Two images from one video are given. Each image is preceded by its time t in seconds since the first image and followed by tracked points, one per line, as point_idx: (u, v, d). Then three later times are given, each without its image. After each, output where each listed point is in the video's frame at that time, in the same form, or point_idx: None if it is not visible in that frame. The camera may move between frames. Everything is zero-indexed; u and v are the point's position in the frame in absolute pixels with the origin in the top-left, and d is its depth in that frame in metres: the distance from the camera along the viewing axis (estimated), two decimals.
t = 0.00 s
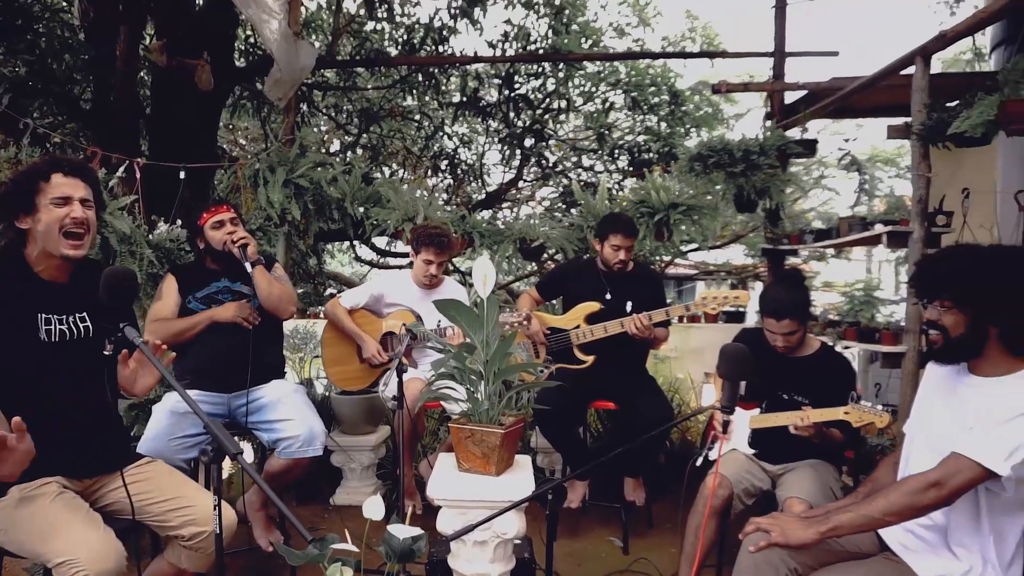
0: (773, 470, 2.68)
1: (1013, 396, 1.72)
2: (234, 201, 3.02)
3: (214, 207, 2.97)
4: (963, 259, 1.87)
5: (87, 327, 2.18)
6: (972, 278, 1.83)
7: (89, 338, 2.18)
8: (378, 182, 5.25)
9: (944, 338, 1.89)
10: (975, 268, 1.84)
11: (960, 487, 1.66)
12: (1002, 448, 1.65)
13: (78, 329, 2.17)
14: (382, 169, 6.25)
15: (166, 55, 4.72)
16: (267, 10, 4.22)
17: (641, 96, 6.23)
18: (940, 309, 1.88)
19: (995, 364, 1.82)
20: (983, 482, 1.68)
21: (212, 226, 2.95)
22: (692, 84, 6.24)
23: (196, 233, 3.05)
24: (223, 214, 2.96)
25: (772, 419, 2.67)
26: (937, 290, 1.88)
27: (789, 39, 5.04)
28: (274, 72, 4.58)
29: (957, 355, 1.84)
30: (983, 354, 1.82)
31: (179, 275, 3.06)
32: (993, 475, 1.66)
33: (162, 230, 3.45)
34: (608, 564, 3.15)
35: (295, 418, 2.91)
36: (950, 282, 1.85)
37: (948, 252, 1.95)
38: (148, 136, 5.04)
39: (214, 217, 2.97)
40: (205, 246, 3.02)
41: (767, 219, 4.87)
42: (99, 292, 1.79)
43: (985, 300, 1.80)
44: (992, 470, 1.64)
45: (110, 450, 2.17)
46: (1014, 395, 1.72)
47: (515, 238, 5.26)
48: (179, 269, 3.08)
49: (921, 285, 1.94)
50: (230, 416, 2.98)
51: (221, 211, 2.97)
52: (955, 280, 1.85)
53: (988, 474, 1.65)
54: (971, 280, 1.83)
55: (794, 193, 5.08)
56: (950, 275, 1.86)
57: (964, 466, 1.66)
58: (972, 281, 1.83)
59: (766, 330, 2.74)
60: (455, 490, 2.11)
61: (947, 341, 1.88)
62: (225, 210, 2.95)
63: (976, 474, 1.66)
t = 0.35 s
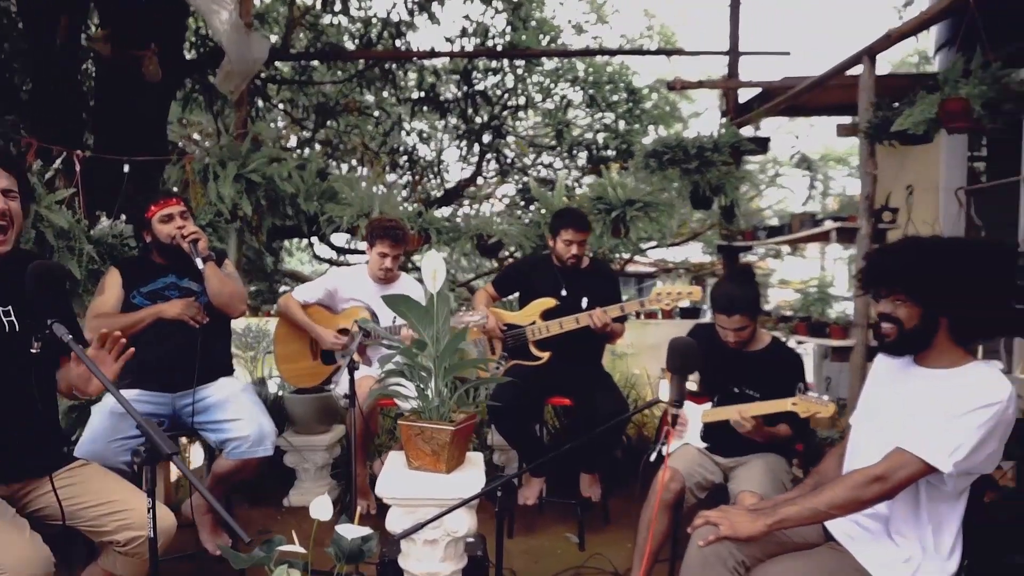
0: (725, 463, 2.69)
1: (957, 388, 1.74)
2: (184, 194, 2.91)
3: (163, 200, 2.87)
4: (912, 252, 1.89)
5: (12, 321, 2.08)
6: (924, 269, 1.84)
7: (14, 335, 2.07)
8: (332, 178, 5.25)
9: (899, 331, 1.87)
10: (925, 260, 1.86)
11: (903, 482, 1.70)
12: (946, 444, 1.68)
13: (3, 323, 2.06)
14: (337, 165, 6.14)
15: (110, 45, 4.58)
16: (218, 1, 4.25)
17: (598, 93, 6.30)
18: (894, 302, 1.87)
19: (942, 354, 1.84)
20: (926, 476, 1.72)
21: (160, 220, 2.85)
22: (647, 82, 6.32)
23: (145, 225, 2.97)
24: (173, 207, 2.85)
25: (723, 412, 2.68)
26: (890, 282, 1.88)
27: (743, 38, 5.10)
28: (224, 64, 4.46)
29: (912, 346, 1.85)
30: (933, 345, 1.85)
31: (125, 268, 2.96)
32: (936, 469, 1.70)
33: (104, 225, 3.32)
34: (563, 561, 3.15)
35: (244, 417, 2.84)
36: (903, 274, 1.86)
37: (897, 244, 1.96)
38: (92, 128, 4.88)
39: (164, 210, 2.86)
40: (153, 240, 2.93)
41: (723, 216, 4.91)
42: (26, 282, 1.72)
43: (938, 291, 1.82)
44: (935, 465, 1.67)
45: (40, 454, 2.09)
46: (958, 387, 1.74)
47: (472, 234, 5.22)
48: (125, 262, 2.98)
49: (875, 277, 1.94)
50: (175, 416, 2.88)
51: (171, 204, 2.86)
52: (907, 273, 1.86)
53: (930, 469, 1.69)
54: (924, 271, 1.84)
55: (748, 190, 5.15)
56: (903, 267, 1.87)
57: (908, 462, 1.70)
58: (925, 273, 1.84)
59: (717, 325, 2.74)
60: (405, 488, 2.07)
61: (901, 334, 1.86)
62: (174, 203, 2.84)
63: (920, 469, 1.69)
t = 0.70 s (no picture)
0: (687, 461, 2.67)
1: (914, 381, 1.73)
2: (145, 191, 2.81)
3: (121, 195, 2.77)
4: (878, 245, 1.86)
5: None
6: (891, 262, 1.81)
7: None
8: (296, 174, 5.19)
9: (865, 325, 1.84)
10: (890, 253, 1.83)
11: (859, 473, 1.68)
12: (903, 437, 1.67)
13: None
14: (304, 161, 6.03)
15: (63, 36, 4.43)
16: None
17: (567, 90, 6.31)
18: (862, 294, 1.83)
19: (905, 348, 1.83)
20: (881, 469, 1.71)
21: (116, 218, 2.74)
22: (616, 79, 6.32)
23: (100, 221, 2.85)
24: (131, 203, 2.75)
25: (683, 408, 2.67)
26: (858, 274, 1.83)
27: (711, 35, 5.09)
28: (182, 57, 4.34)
29: (879, 340, 1.82)
30: (898, 338, 1.82)
31: (77, 264, 2.85)
32: (891, 462, 1.69)
33: (52, 221, 3.20)
34: (526, 561, 3.10)
35: (196, 419, 2.74)
36: (871, 266, 1.82)
37: (861, 237, 1.92)
38: (45, 122, 4.71)
39: (120, 205, 2.76)
40: (108, 235, 2.81)
41: (691, 213, 4.90)
42: None
43: (903, 285, 1.80)
44: (892, 458, 1.66)
45: None
46: (916, 380, 1.73)
47: (438, 231, 5.17)
48: (78, 258, 2.87)
49: (841, 270, 1.89)
50: (123, 418, 2.78)
51: (128, 200, 2.76)
52: (875, 265, 1.82)
53: (887, 461, 1.68)
54: (891, 264, 1.81)
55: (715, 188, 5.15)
56: (872, 259, 1.82)
57: (865, 454, 1.68)
58: (892, 266, 1.81)
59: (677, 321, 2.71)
60: (358, 491, 2.01)
61: (868, 328, 1.83)
62: (132, 198, 2.75)
63: (876, 462, 1.68)
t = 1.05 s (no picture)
0: (666, 455, 2.59)
1: (895, 365, 1.65)
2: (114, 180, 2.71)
3: (87, 184, 2.66)
4: (868, 224, 1.79)
5: None
6: (880, 242, 1.74)
7: None
8: (277, 167, 5.08)
9: (848, 308, 1.78)
10: (880, 233, 1.75)
11: (836, 458, 1.59)
12: (882, 421, 1.58)
13: None
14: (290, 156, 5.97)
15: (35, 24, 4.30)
16: None
17: (552, 82, 6.22)
18: (846, 274, 1.77)
19: (887, 333, 1.76)
20: (859, 455, 1.62)
21: (81, 208, 2.65)
22: (603, 71, 6.25)
23: (64, 210, 2.75)
24: (96, 192, 2.64)
25: (659, 403, 2.62)
26: (845, 253, 1.77)
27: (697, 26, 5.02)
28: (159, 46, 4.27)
29: (863, 323, 1.76)
30: (880, 322, 1.75)
31: (40, 255, 2.76)
32: (870, 448, 1.60)
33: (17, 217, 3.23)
34: (504, 559, 3.04)
35: (159, 413, 2.65)
36: (861, 245, 1.75)
37: (848, 218, 1.85)
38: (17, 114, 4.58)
39: (86, 194, 2.65)
40: (72, 225, 2.72)
41: (676, 207, 4.85)
42: None
43: (892, 266, 1.73)
44: (871, 443, 1.58)
45: None
46: (896, 363, 1.65)
47: (421, 226, 5.16)
48: (42, 249, 2.78)
49: (827, 249, 1.83)
50: (85, 412, 2.70)
51: (94, 189, 2.66)
52: (864, 244, 1.75)
53: (865, 447, 1.59)
54: (880, 244, 1.74)
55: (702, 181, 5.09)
56: (861, 237, 1.76)
57: (843, 438, 1.60)
58: (881, 245, 1.74)
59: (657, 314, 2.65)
60: (318, 486, 1.95)
61: (851, 310, 1.77)
62: (97, 187, 2.64)
63: (854, 447, 1.59)
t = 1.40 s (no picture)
0: (645, 454, 2.50)
1: (874, 357, 1.57)
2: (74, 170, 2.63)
3: (46, 175, 2.58)
4: (857, 209, 1.71)
5: None
6: (866, 229, 1.66)
7: None
8: (260, 163, 5.00)
9: (829, 295, 1.70)
10: (866, 220, 1.67)
11: (812, 455, 1.50)
12: (861, 415, 1.49)
13: None
14: (280, 154, 5.85)
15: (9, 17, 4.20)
16: None
17: (540, 77, 6.14)
18: (830, 259, 1.69)
19: (867, 324, 1.68)
20: (836, 452, 1.53)
21: (40, 199, 2.57)
22: (593, 66, 6.21)
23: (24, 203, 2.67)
24: (54, 183, 2.56)
25: (638, 399, 2.60)
26: (831, 236, 1.69)
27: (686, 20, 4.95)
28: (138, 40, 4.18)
29: (844, 312, 1.67)
30: (860, 314, 1.68)
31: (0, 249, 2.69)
32: (847, 445, 1.51)
33: None
34: (482, 559, 2.97)
35: (123, 411, 2.58)
36: (850, 229, 1.67)
37: (837, 201, 1.78)
38: None
39: (44, 185, 2.57)
40: (31, 218, 2.64)
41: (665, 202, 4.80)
42: None
43: (879, 253, 1.65)
44: (849, 439, 1.48)
45: None
46: (875, 356, 1.57)
47: (406, 222, 5.10)
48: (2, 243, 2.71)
49: (814, 231, 1.75)
50: (47, 409, 2.63)
51: (52, 180, 2.57)
52: (851, 228, 1.67)
53: (843, 442, 1.49)
54: (869, 229, 1.67)
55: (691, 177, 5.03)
56: (845, 221, 1.69)
57: (819, 434, 1.50)
58: (869, 231, 1.67)
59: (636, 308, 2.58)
60: (277, 485, 1.87)
61: (832, 298, 1.69)
62: (55, 178, 2.56)
63: (831, 443, 1.50)
